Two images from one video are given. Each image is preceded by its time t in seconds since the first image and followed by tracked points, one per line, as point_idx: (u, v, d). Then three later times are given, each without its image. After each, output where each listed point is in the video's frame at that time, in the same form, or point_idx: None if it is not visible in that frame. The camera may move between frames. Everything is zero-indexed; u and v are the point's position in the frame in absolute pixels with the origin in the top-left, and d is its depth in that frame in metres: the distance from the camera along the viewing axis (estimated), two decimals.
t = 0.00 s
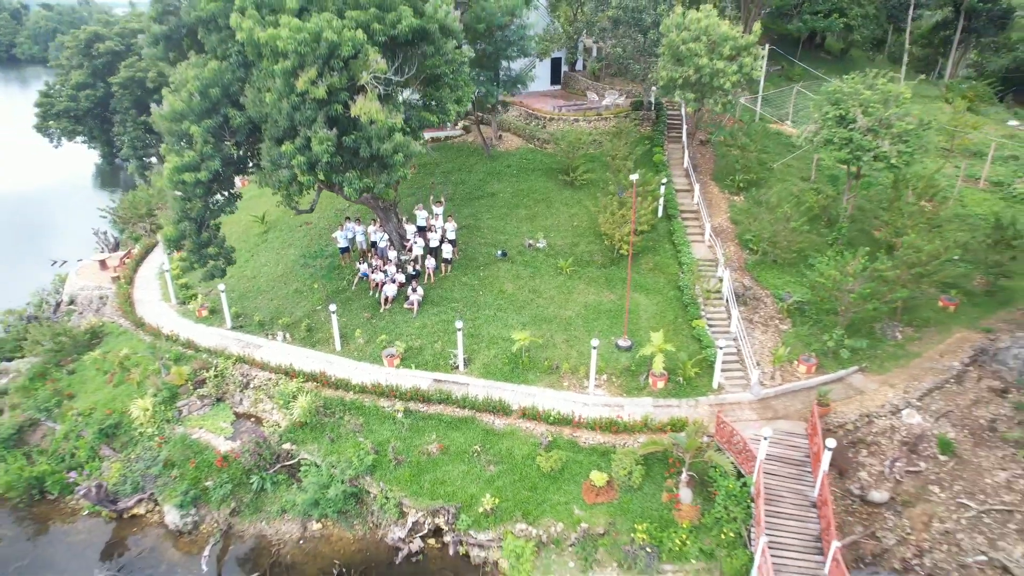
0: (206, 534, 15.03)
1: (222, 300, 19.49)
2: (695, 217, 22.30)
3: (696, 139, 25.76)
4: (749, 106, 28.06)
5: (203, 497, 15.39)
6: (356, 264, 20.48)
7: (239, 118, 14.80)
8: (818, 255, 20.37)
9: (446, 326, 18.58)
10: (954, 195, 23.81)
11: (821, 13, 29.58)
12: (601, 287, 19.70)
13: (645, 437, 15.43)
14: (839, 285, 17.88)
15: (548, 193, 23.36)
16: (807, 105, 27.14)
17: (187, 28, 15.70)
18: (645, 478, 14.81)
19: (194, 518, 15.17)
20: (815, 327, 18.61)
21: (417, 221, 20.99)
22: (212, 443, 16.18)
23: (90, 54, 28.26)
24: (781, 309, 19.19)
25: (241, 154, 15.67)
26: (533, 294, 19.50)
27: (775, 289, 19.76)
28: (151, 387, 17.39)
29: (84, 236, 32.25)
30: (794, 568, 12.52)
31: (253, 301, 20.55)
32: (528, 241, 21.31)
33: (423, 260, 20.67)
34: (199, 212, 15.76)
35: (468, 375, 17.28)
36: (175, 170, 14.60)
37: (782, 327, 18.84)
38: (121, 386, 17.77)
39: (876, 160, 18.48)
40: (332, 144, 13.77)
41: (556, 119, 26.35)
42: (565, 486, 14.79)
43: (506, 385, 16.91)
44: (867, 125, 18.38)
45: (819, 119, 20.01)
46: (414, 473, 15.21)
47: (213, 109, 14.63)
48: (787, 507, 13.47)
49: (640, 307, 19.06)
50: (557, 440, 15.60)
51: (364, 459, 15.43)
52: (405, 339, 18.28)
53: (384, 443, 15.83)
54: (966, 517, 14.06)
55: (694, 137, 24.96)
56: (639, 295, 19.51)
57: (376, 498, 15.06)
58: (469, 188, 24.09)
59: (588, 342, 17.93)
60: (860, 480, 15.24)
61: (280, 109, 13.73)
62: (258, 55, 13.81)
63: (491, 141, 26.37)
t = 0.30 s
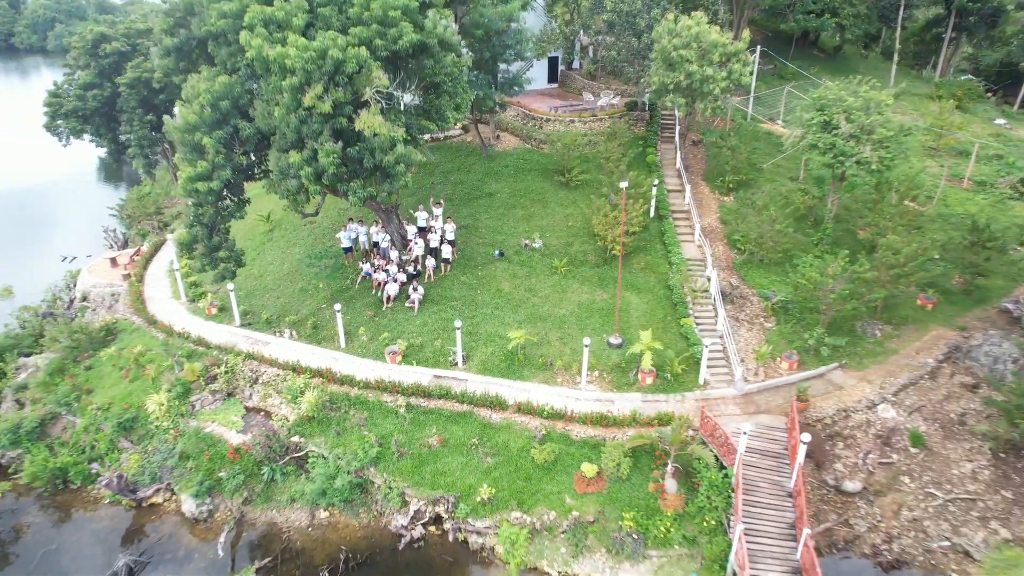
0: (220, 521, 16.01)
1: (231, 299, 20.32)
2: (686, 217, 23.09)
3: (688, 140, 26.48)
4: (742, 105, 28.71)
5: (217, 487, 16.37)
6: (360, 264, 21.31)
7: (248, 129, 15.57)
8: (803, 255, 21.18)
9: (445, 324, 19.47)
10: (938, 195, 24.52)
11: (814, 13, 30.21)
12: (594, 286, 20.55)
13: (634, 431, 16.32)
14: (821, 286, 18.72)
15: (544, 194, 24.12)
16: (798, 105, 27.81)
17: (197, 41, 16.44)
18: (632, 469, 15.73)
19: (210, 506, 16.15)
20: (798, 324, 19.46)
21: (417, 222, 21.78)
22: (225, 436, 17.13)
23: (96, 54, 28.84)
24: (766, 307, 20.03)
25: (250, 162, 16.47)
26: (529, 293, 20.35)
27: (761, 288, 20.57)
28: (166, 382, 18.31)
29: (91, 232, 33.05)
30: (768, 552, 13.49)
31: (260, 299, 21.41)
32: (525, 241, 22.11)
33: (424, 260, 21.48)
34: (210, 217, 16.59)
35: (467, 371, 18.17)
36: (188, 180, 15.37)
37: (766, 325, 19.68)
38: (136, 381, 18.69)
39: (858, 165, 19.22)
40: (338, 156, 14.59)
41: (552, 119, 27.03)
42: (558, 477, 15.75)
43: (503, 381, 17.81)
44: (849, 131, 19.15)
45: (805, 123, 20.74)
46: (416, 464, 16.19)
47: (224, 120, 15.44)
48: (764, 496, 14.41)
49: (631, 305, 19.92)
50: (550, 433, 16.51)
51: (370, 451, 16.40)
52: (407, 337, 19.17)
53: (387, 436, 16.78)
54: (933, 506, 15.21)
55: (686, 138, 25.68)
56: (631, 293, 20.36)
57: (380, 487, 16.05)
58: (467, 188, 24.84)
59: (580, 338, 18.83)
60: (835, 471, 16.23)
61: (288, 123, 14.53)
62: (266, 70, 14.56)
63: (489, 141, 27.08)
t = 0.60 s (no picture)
0: (234, 510, 16.98)
1: (240, 297, 21.15)
2: (678, 217, 23.88)
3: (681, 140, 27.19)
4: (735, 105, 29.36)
5: (230, 477, 17.31)
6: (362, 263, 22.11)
7: (256, 138, 16.33)
8: (790, 254, 21.98)
9: (445, 322, 20.33)
10: (923, 194, 25.25)
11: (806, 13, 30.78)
12: (588, 285, 21.38)
13: (624, 424, 17.20)
14: (804, 285, 19.57)
15: (541, 194, 24.89)
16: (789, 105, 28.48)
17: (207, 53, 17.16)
18: (623, 460, 16.63)
19: (223, 496, 17.11)
20: (783, 322, 20.30)
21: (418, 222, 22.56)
22: (236, 430, 18.05)
23: (102, 54, 29.46)
24: (753, 305, 20.87)
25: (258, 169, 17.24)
26: (526, 292, 21.19)
27: (748, 286, 21.38)
28: (179, 378, 19.21)
29: (98, 228, 33.80)
30: (747, 538, 14.42)
31: (267, 297, 22.26)
32: (522, 241, 22.91)
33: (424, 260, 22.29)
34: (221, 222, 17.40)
35: (466, 367, 19.05)
36: (200, 187, 16.16)
37: (753, 322, 20.52)
38: (151, 376, 19.59)
39: (842, 169, 19.94)
40: (343, 166, 15.37)
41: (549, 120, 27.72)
42: (552, 468, 16.69)
43: (500, 377, 18.70)
44: (834, 136, 19.92)
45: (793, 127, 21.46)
46: (418, 456, 17.12)
47: (234, 130, 16.21)
48: (745, 486, 15.32)
49: (623, 304, 20.77)
50: (545, 426, 17.41)
51: (375, 444, 17.32)
52: (409, 334, 20.04)
53: (390, 429, 17.69)
54: (904, 495, 16.22)
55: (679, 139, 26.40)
56: (623, 292, 21.19)
57: (385, 478, 17.00)
58: (466, 188, 25.59)
59: (574, 336, 19.69)
60: (814, 462, 17.18)
61: (296, 134, 15.30)
62: (274, 84, 15.29)
63: (487, 141, 27.78)
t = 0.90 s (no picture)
0: (244, 500, 17.89)
1: (247, 296, 21.95)
2: (670, 217, 24.63)
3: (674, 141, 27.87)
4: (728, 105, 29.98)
5: (240, 470, 18.20)
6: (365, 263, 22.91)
7: (264, 147, 17.07)
8: (777, 254, 22.75)
9: (445, 320, 21.15)
10: (909, 194, 25.96)
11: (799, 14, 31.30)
12: (582, 284, 22.18)
13: (615, 420, 18.06)
14: (789, 286, 20.38)
15: (537, 195, 25.62)
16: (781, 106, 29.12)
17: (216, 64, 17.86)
18: (613, 454, 17.51)
19: (234, 487, 18.01)
20: (769, 320, 21.12)
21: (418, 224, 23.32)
22: (246, 424, 18.93)
23: (109, 55, 30.07)
24: (741, 304, 21.68)
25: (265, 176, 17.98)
26: (523, 291, 22.00)
27: (737, 286, 22.16)
28: (190, 375, 20.07)
29: (105, 225, 34.54)
30: (729, 527, 15.33)
31: (273, 295, 23.07)
32: (519, 241, 23.69)
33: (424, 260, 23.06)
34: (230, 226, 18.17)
35: (465, 364, 19.90)
36: (211, 194, 16.93)
37: (740, 320, 21.34)
38: (163, 373, 20.45)
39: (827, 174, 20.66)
40: (347, 175, 16.12)
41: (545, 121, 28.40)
42: (547, 460, 17.58)
43: (497, 374, 19.56)
44: (820, 142, 20.65)
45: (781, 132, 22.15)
46: (419, 450, 18.00)
47: (242, 140, 16.95)
48: (728, 478, 16.21)
49: (616, 303, 21.58)
50: (540, 421, 18.28)
51: (378, 438, 18.20)
52: (410, 332, 20.88)
53: (393, 424, 18.56)
54: (880, 486, 17.13)
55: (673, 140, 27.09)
56: (616, 291, 22.00)
57: (387, 470, 17.88)
58: (465, 189, 26.33)
59: (569, 334, 20.52)
60: (796, 455, 18.08)
61: (302, 144, 16.03)
62: (281, 96, 16.00)
63: (485, 142, 28.48)
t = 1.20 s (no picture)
0: (253, 491, 18.68)
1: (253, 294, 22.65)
2: (664, 216, 25.27)
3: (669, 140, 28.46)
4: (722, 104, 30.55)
5: (249, 461, 18.98)
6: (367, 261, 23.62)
7: (270, 152, 17.70)
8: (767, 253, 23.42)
9: (445, 317, 21.87)
10: (898, 193, 26.59)
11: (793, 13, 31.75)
12: (578, 281, 22.88)
13: (608, 413, 18.80)
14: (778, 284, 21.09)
15: (535, 194, 26.25)
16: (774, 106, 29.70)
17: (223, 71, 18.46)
18: (606, 446, 18.27)
19: (243, 478, 18.79)
20: (759, 317, 21.84)
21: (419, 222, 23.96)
22: (253, 418, 19.69)
23: (114, 55, 30.61)
24: (731, 301, 22.37)
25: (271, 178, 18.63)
26: (520, 288, 22.71)
27: (728, 284, 22.85)
28: (199, 370, 20.83)
29: (111, 221, 35.20)
30: (715, 516, 16.11)
31: (278, 292, 23.80)
32: (516, 239, 24.36)
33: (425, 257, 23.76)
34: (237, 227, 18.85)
35: (464, 360, 20.64)
36: (219, 197, 17.61)
37: (730, 317, 22.04)
38: (173, 368, 21.21)
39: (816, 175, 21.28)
40: (351, 179, 16.76)
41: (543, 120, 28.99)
42: (542, 452, 18.35)
43: (495, 369, 20.29)
44: (808, 144, 21.26)
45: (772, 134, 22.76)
46: (420, 443, 18.77)
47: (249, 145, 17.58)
48: (715, 470, 16.97)
49: (611, 300, 22.29)
50: (536, 415, 19.03)
51: (381, 431, 18.97)
52: (411, 329, 21.61)
53: (395, 417, 19.34)
54: (861, 477, 17.92)
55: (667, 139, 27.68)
56: (611, 289, 22.70)
57: (390, 462, 18.66)
58: (464, 187, 26.97)
59: (564, 331, 21.24)
60: (782, 447, 18.86)
61: (307, 150, 16.66)
62: (286, 103, 16.62)
63: (484, 141, 29.09)
